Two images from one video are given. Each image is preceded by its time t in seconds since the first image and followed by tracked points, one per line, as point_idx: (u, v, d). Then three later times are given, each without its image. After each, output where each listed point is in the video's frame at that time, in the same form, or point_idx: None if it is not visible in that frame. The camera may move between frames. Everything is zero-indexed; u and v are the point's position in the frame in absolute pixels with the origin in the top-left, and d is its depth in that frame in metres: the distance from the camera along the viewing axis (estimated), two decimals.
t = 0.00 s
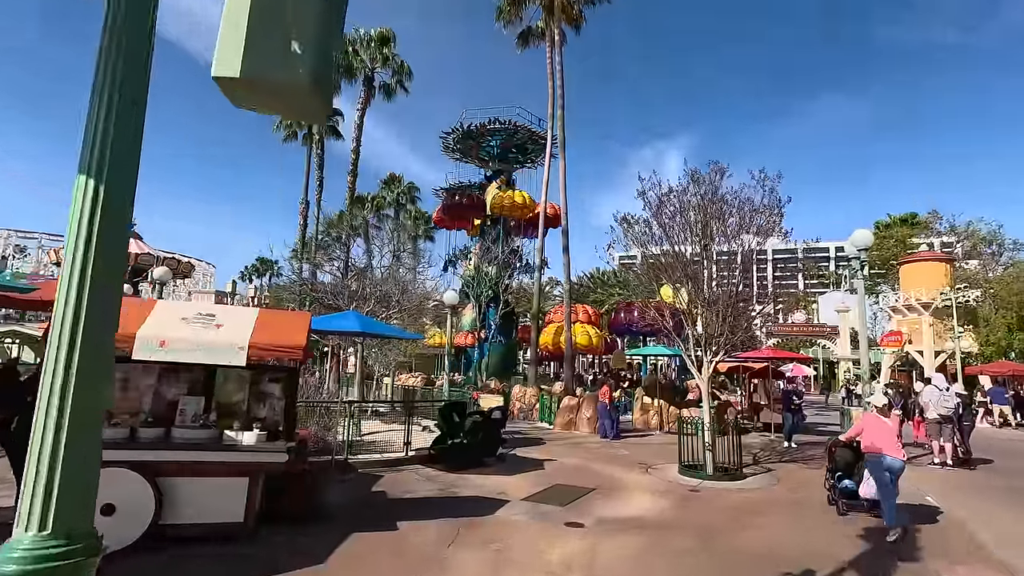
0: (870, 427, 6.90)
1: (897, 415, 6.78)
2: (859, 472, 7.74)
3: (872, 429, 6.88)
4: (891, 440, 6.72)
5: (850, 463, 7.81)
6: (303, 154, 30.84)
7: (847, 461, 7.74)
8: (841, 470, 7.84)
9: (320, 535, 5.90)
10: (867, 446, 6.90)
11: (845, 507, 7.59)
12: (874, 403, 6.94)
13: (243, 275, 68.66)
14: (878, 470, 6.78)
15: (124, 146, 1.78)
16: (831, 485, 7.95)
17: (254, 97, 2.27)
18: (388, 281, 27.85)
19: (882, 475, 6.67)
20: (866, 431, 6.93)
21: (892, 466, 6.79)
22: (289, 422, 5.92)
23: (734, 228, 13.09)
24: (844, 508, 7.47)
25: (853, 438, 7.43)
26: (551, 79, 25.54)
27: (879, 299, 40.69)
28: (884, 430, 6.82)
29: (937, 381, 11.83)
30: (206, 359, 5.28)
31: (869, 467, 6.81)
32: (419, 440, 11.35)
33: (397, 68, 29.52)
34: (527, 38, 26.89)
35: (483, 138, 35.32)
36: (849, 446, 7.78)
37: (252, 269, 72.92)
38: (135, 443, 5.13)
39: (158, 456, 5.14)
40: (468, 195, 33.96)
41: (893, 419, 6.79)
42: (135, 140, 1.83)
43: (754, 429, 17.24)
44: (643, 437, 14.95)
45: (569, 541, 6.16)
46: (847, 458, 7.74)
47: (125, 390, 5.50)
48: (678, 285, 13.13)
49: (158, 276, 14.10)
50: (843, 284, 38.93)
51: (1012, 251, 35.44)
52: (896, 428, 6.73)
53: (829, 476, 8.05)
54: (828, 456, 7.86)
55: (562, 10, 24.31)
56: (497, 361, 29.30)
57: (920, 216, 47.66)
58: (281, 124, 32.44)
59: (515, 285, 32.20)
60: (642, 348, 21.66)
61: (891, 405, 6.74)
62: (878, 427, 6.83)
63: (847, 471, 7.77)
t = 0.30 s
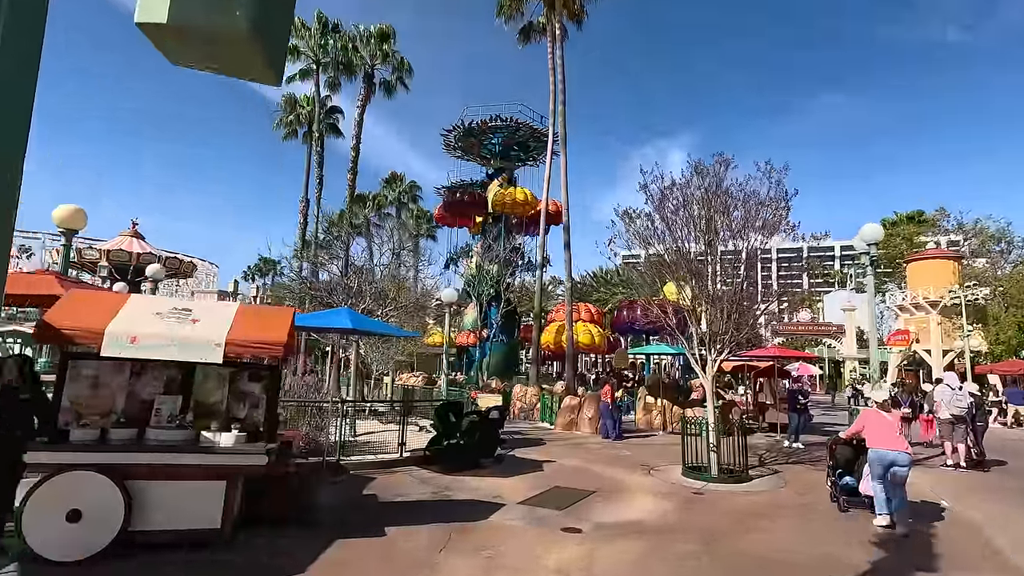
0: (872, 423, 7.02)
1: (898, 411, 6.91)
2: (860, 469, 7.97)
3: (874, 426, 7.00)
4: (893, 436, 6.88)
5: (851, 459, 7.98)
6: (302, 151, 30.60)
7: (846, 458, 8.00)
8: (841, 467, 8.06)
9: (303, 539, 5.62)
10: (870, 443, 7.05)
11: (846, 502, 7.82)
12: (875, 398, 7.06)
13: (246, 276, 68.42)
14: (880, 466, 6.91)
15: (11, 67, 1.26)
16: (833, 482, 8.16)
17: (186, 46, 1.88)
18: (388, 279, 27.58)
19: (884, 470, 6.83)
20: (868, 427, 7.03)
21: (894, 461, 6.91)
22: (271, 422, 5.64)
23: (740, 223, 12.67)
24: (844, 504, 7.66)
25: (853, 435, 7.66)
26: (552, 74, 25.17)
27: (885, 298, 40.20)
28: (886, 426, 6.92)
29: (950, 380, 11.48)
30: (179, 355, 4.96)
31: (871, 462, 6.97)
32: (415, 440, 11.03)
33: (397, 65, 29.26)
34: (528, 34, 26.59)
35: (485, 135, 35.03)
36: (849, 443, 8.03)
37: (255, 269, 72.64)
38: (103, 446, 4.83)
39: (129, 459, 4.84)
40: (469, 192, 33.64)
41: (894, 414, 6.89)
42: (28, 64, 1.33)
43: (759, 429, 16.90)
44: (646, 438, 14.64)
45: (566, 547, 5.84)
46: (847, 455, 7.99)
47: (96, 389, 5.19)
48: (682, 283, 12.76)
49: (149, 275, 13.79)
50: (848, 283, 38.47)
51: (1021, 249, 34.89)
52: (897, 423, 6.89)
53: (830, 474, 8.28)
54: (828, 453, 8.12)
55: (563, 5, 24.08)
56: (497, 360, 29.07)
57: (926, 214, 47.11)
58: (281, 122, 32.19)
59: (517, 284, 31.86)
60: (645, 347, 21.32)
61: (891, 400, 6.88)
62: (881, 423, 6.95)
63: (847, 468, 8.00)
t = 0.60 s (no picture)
0: (870, 426, 7.16)
1: (896, 414, 7.03)
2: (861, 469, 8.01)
3: (872, 428, 7.14)
4: (890, 439, 7.00)
5: (853, 460, 8.06)
6: (302, 151, 30.33)
7: (848, 460, 8.00)
8: (843, 468, 8.12)
9: (281, 550, 5.31)
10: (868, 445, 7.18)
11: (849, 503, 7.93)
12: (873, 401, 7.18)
13: (250, 276, 68.35)
14: (875, 467, 7.12)
15: None
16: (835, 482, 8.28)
17: None
18: (388, 280, 27.26)
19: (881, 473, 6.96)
20: (866, 428, 7.23)
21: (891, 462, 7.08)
22: (247, 427, 5.42)
23: (745, 220, 12.27)
24: (845, 505, 7.81)
25: (854, 437, 7.76)
26: (554, 69, 24.76)
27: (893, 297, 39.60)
28: (884, 428, 7.09)
29: (963, 381, 11.02)
30: (145, 356, 4.64)
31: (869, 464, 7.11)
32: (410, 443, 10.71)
33: (397, 62, 28.96)
34: (530, 30, 26.26)
35: (486, 134, 34.71)
36: (850, 444, 8.00)
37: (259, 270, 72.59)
38: (63, 453, 4.52)
39: (90, 467, 4.51)
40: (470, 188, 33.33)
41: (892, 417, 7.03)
42: None
43: (764, 431, 16.52)
44: (649, 440, 14.29)
45: (561, 559, 5.51)
46: (848, 456, 7.98)
47: (58, 391, 4.89)
48: (685, 281, 12.39)
49: (140, 272, 13.00)
50: (855, 282, 37.95)
51: None
52: (895, 427, 7.01)
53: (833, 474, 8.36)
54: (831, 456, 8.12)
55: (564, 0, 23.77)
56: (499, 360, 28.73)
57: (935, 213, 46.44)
58: (281, 121, 31.95)
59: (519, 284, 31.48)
60: (648, 347, 20.94)
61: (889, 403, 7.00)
62: (878, 426, 7.09)
63: (849, 469, 8.03)
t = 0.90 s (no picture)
0: (876, 426, 7.21)
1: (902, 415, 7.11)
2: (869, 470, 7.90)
3: (877, 429, 7.20)
4: (896, 439, 7.05)
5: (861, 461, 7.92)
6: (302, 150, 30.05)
7: (854, 460, 7.90)
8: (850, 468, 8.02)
9: (260, 562, 4.99)
10: (873, 445, 7.20)
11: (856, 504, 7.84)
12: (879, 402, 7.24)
13: (254, 278, 68.25)
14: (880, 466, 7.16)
15: None
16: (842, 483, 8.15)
17: None
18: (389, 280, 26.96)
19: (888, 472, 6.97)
20: (871, 429, 7.29)
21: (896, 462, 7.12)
22: (223, 431, 5.08)
23: (752, 216, 11.88)
24: (852, 506, 7.76)
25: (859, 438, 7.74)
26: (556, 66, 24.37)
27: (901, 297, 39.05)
28: (889, 428, 7.15)
29: (979, 382, 10.64)
30: (109, 356, 4.32)
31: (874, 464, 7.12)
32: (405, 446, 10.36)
33: (398, 60, 28.69)
34: (531, 27, 25.94)
35: (488, 132, 34.39)
36: (857, 445, 7.90)
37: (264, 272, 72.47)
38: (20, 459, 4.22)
39: (50, 476, 4.20)
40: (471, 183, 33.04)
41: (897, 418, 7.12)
42: None
43: (771, 433, 16.13)
44: (654, 443, 13.94)
45: (560, 571, 5.18)
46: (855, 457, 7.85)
47: (22, 393, 4.60)
48: (690, 280, 12.03)
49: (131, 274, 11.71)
50: (862, 281, 37.45)
51: None
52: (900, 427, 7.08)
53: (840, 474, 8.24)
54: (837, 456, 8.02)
55: None
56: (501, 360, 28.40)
57: (942, 211, 45.83)
58: (281, 120, 31.71)
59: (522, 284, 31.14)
60: (652, 347, 20.57)
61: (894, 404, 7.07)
62: (884, 426, 7.15)
63: (856, 469, 7.91)
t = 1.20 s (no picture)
0: (888, 425, 7.00)
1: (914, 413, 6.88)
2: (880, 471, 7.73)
3: (889, 427, 6.98)
4: (910, 438, 6.83)
5: (871, 461, 7.75)
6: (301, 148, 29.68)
7: (865, 460, 7.71)
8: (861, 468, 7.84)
9: None
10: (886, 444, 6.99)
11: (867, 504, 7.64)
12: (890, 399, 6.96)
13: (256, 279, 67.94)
14: (892, 466, 6.95)
15: None
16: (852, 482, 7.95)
17: None
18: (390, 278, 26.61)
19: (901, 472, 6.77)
20: (883, 427, 7.08)
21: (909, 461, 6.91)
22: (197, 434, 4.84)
23: (762, 209, 11.40)
24: (863, 506, 7.53)
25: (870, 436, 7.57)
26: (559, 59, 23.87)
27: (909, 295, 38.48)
28: (902, 426, 6.92)
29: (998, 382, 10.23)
30: (69, 355, 3.96)
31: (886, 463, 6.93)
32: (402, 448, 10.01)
33: (398, 56, 28.33)
34: (533, 21, 25.53)
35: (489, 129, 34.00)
36: (868, 445, 7.71)
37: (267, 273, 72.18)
38: None
39: (5, 485, 3.86)
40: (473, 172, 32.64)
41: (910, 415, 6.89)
42: None
43: (780, 435, 15.71)
44: (659, 445, 13.54)
45: None
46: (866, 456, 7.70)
47: None
48: (696, 277, 11.62)
49: (122, 270, 10.99)
50: (869, 280, 36.91)
51: None
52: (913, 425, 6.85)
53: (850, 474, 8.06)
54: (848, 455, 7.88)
55: None
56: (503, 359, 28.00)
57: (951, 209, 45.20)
58: (281, 118, 31.38)
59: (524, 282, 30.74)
60: (656, 346, 20.15)
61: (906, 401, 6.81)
62: (896, 424, 6.94)
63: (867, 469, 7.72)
